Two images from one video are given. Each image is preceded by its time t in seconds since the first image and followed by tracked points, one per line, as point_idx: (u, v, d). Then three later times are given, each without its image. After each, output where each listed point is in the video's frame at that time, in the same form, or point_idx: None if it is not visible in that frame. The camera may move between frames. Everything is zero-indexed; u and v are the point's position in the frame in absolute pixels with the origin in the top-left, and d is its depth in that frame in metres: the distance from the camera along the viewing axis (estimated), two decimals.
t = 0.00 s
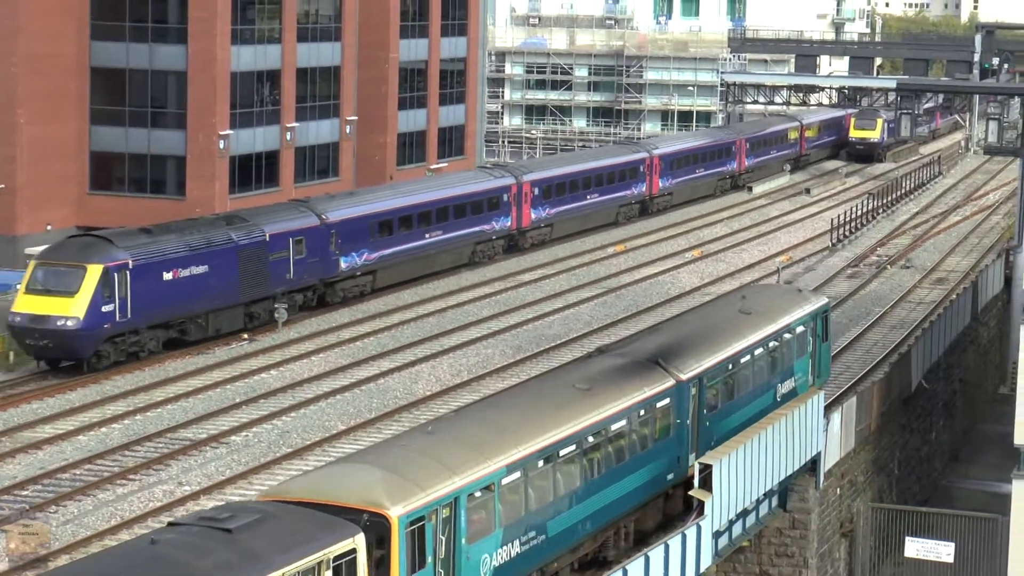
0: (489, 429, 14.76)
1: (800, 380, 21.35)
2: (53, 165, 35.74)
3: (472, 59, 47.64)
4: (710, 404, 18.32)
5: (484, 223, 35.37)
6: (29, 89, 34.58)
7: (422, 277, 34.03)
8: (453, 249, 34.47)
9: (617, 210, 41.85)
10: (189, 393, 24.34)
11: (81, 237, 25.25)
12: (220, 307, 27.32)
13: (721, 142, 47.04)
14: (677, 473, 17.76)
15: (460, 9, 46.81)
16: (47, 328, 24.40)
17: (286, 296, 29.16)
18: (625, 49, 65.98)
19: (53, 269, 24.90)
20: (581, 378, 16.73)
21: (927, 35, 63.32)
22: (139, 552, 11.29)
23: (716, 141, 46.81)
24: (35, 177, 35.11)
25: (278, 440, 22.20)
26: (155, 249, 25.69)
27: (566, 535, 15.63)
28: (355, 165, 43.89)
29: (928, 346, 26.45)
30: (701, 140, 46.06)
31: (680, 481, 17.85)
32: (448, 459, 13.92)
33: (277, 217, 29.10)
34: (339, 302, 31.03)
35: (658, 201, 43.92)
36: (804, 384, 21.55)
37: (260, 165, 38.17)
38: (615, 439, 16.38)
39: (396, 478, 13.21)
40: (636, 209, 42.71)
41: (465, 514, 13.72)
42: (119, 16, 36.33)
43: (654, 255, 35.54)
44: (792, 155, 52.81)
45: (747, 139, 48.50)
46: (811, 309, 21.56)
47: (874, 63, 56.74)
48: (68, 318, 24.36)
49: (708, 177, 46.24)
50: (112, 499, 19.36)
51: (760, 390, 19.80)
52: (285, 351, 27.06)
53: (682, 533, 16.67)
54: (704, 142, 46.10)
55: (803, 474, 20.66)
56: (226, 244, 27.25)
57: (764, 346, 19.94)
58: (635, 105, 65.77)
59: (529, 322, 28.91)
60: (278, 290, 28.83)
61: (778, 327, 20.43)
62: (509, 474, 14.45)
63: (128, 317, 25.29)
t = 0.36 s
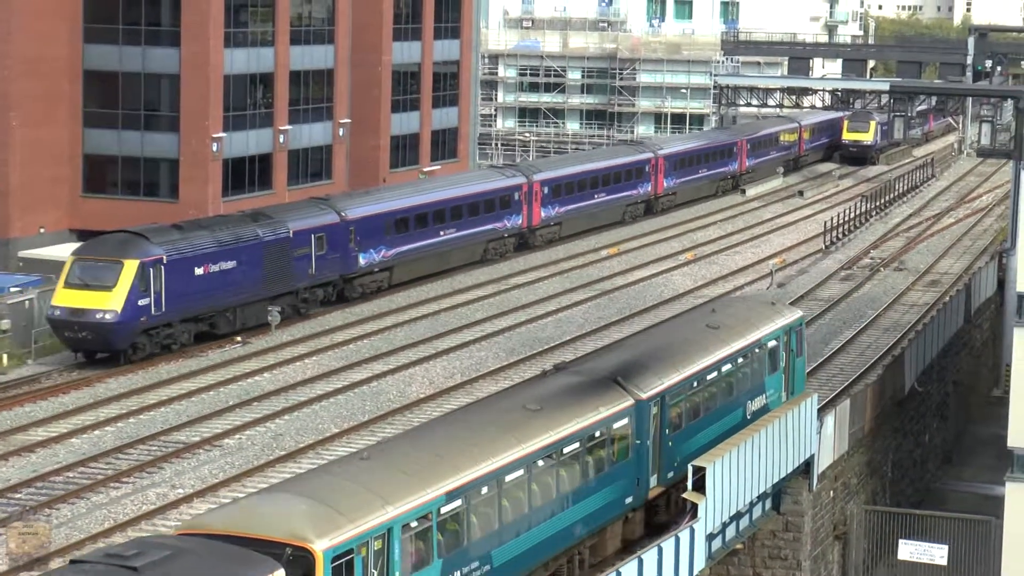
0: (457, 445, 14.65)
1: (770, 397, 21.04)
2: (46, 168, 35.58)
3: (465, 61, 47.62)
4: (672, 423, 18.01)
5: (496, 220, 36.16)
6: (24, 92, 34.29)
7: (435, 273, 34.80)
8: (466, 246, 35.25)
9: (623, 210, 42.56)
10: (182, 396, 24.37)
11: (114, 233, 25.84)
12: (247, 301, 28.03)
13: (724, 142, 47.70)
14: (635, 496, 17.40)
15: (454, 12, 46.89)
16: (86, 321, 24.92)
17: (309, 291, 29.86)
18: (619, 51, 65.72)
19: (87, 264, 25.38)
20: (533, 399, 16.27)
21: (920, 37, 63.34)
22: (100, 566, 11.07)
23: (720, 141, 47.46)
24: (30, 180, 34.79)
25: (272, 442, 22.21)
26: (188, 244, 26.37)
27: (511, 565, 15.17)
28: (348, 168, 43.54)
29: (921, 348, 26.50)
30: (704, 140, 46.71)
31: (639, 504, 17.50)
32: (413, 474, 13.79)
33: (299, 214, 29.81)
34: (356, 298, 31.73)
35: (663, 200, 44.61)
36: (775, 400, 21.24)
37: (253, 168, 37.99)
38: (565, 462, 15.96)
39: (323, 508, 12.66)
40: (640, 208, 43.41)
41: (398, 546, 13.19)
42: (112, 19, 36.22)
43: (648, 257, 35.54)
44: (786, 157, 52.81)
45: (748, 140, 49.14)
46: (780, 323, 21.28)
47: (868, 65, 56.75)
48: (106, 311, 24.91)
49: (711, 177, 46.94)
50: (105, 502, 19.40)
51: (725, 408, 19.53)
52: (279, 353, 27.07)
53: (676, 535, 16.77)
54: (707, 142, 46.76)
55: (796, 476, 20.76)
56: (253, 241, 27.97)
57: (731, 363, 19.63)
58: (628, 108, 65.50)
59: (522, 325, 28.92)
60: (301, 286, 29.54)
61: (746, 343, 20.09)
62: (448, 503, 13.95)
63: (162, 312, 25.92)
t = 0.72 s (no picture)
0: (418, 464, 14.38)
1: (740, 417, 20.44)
2: (35, 169, 35.12)
3: (457, 63, 47.31)
4: (632, 446, 17.35)
5: (507, 219, 36.54)
6: (11, 95, 33.90)
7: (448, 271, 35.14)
8: (478, 244, 35.60)
9: (630, 209, 42.86)
10: (173, 401, 24.13)
11: (143, 229, 26.21)
12: (269, 298, 28.40)
13: (727, 141, 48.08)
14: (592, 524, 16.77)
15: (446, 13, 46.53)
16: (117, 315, 25.35)
17: (327, 287, 30.17)
18: (612, 53, 65.50)
19: (118, 259, 25.80)
20: (480, 423, 15.68)
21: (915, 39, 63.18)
22: None
23: (722, 141, 47.82)
24: (17, 184, 34.41)
25: (263, 447, 21.99)
26: (214, 241, 26.73)
27: None
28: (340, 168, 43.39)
29: (918, 352, 26.30)
30: (707, 141, 47.06)
31: (597, 532, 16.85)
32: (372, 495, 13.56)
33: (318, 211, 30.17)
34: (372, 295, 32.04)
35: (669, 200, 44.91)
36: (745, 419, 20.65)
37: (244, 170, 37.61)
38: (514, 490, 15.36)
39: (241, 545, 12.17)
40: (647, 208, 43.68)
41: None
42: (102, 21, 35.79)
43: (642, 260, 35.33)
44: (781, 159, 52.63)
45: (750, 140, 49.47)
46: (752, 339, 20.67)
47: (864, 66, 56.57)
48: (137, 306, 25.35)
49: (715, 177, 47.29)
50: (95, 508, 19.20)
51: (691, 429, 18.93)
52: (270, 358, 26.84)
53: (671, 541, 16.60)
54: (710, 142, 47.12)
55: (792, 481, 20.57)
56: (275, 237, 28.31)
57: (697, 382, 19.04)
58: (622, 110, 65.24)
59: (516, 328, 28.72)
60: (321, 282, 29.85)
61: (713, 360, 19.49)
62: (381, 537, 13.36)
63: (191, 306, 26.32)
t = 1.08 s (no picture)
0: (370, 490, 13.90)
1: (708, 439, 19.59)
2: (14, 170, 34.66)
3: (447, 62, 46.83)
4: (588, 473, 16.56)
5: (517, 217, 36.71)
6: None
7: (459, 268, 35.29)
8: (488, 241, 35.77)
9: (636, 207, 42.93)
10: (158, 407, 23.63)
11: (164, 226, 26.48)
12: (286, 294, 28.61)
13: (731, 140, 48.14)
14: (542, 558, 15.95)
15: (436, 12, 46.09)
16: (141, 311, 25.58)
17: (341, 283, 30.34)
18: (605, 52, 64.88)
19: (142, 256, 26.00)
20: (420, 451, 14.92)
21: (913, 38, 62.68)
22: None
23: (726, 140, 47.88)
24: None
25: (250, 454, 21.50)
26: (233, 238, 26.97)
27: None
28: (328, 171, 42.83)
29: (916, 356, 25.81)
30: (712, 140, 47.12)
31: (547, 566, 16.02)
32: (292, 524, 12.95)
33: (333, 207, 30.39)
34: (384, 292, 32.20)
35: (673, 198, 44.98)
36: (714, 441, 19.77)
37: (230, 171, 37.06)
38: (454, 523, 14.57)
39: None
40: (652, 206, 43.75)
41: None
42: (85, 20, 35.22)
43: (636, 263, 34.87)
44: (778, 159, 52.17)
45: (753, 139, 49.47)
46: (722, 358, 19.83)
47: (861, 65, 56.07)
48: (160, 301, 25.56)
49: (719, 176, 47.36)
50: (78, 516, 18.75)
51: (653, 453, 18.10)
52: (257, 363, 26.35)
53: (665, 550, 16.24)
54: (714, 141, 47.17)
55: (789, 488, 20.09)
56: (291, 234, 28.48)
57: (660, 404, 18.21)
58: (615, 110, 64.74)
59: (508, 332, 28.23)
60: (335, 278, 30.01)
61: (678, 381, 18.65)
62: None
63: (212, 302, 26.55)
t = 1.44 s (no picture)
0: (369, 487, 13.47)
1: (680, 460, 18.14)
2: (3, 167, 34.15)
3: (443, 57, 46.34)
4: (543, 500, 15.24)
5: (532, 210, 36.91)
6: None
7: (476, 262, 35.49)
8: (504, 235, 35.97)
9: (647, 202, 43.14)
10: (148, 409, 23.12)
11: (191, 218, 26.63)
12: (308, 286, 28.81)
13: (742, 134, 48.29)
14: None
15: (431, 6, 45.59)
16: (168, 302, 25.77)
17: (361, 275, 30.54)
18: (604, 47, 64.50)
19: (168, 246, 26.20)
20: (355, 479, 13.62)
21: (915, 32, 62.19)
22: None
23: (737, 134, 48.02)
24: None
25: (242, 457, 21.00)
26: (257, 229, 27.08)
27: None
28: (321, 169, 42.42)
29: (921, 357, 25.32)
30: (722, 134, 47.26)
31: None
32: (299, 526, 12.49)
33: (353, 200, 30.59)
34: (403, 284, 32.43)
35: (684, 193, 45.19)
36: (686, 462, 18.32)
37: (222, 169, 36.57)
38: (391, 557, 13.26)
39: None
40: (664, 201, 43.95)
41: None
42: (73, 15, 34.78)
43: (635, 262, 34.40)
44: (780, 156, 51.65)
45: (763, 133, 49.59)
46: (696, 372, 18.41)
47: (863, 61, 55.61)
48: (187, 292, 25.77)
49: (729, 170, 47.52)
50: (67, 520, 18.26)
51: (617, 476, 16.69)
52: (249, 365, 25.84)
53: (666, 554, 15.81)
54: (726, 135, 47.33)
55: (791, 490, 19.62)
56: (313, 226, 28.67)
57: (625, 423, 16.84)
58: (613, 106, 64.26)
59: (505, 333, 27.75)
60: (355, 270, 30.20)
61: (645, 399, 17.24)
62: None
63: (237, 293, 26.72)
